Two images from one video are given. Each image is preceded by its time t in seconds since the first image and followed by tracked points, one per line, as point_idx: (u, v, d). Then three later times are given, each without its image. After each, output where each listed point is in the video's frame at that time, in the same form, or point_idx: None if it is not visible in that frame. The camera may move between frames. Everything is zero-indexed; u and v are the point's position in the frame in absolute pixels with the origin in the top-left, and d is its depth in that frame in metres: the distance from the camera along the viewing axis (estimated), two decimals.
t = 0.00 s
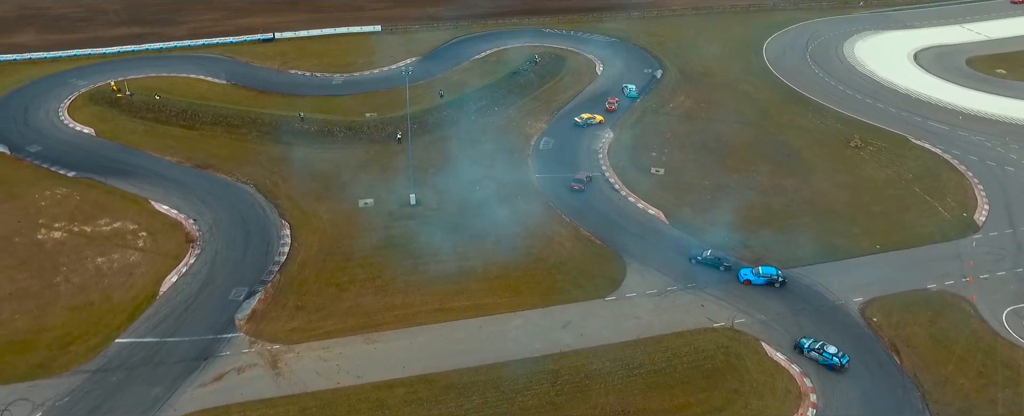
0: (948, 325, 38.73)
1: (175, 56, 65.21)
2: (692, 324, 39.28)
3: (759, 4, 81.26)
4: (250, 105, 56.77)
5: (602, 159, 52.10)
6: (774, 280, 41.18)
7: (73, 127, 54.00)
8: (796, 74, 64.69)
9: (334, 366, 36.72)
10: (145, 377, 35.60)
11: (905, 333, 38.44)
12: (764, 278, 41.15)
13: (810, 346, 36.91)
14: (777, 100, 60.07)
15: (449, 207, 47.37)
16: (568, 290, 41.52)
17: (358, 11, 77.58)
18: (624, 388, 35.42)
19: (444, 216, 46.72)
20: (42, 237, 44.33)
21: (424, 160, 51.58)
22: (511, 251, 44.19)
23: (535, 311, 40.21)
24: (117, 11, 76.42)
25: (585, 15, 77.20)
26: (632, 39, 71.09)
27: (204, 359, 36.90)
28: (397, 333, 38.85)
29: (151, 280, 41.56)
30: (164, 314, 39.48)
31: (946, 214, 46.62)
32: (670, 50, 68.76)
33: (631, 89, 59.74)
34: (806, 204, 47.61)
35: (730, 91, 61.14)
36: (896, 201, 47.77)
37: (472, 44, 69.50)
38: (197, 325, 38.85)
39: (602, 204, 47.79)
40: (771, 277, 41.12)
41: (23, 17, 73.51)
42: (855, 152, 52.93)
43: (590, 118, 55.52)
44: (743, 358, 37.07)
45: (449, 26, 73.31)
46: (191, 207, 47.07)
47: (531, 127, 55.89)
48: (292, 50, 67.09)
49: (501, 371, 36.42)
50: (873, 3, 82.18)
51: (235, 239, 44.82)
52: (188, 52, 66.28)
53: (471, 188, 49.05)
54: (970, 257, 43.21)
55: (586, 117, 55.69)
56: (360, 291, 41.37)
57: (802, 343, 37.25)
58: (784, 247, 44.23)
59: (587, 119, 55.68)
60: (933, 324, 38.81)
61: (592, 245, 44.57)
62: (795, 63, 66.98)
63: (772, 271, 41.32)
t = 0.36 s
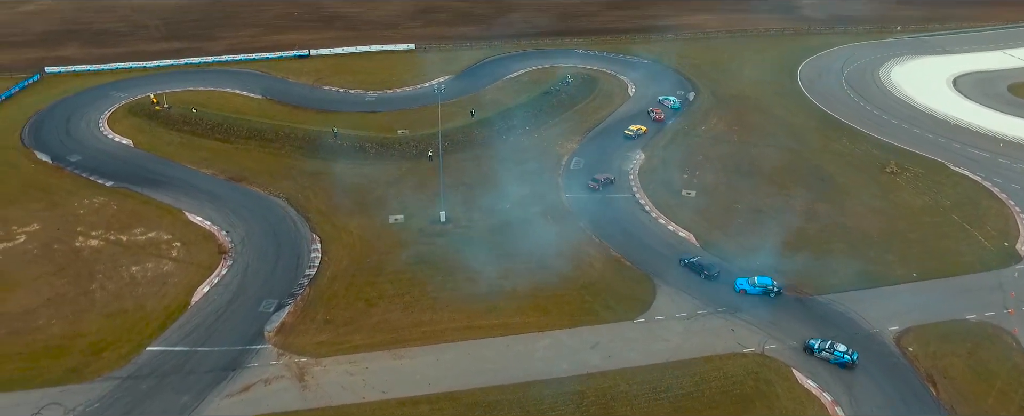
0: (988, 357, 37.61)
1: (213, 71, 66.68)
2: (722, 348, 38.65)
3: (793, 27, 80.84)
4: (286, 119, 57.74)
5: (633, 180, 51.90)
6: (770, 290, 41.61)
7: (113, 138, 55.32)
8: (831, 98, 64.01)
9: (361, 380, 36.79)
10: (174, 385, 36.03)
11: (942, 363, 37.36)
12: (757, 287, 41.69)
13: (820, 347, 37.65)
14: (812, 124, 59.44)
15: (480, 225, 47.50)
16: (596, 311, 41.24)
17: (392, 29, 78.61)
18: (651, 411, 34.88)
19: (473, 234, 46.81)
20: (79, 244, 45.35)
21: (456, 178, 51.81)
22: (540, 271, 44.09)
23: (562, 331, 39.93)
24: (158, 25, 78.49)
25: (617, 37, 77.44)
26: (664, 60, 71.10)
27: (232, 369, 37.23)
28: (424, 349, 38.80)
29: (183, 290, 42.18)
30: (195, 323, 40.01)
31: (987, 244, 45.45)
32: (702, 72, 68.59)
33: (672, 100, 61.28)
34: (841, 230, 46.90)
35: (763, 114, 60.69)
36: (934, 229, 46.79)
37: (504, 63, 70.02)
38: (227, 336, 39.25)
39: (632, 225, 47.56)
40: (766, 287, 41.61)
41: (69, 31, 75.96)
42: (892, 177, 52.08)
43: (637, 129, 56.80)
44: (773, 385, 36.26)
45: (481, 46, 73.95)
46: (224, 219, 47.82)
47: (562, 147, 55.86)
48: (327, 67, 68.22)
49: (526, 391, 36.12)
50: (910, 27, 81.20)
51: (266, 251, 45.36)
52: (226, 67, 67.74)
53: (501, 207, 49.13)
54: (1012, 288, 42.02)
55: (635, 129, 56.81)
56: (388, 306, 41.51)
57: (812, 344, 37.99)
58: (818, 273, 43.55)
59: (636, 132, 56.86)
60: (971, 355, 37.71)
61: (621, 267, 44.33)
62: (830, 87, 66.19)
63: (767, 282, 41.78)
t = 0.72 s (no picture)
0: None
1: (247, 89, 67.97)
2: (749, 376, 37.91)
3: (826, 53, 80.24)
4: (317, 138, 58.54)
5: (662, 204, 51.60)
6: (758, 303, 42.08)
7: (148, 154, 56.48)
8: (864, 125, 63.25)
9: (384, 399, 36.66)
10: (200, 398, 36.29)
11: (979, 398, 36.12)
12: (744, 297, 42.42)
13: (819, 352, 38.29)
14: (844, 150, 58.71)
15: (507, 247, 47.49)
16: (623, 336, 40.79)
17: (423, 51, 79.57)
18: None
19: (501, 256, 46.79)
20: (112, 256, 46.16)
21: (484, 198, 51.94)
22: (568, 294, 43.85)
23: (588, 355, 39.54)
24: (195, 44, 80.36)
25: (647, 61, 77.51)
26: (694, 85, 70.97)
27: (257, 384, 37.43)
28: (448, 370, 38.62)
29: (212, 305, 42.61)
30: (223, 338, 40.36)
31: None
32: (733, 97, 68.29)
33: (705, 115, 62.61)
34: (874, 260, 46.05)
35: (795, 140, 60.13)
36: (972, 261, 45.62)
37: (534, 85, 70.41)
38: (254, 351, 39.49)
39: (661, 250, 47.24)
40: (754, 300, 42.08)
41: (110, 48, 78.16)
42: (927, 206, 51.14)
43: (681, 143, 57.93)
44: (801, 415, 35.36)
45: (512, 68, 74.51)
46: (254, 234, 48.39)
47: (591, 170, 55.74)
48: (359, 87, 69.19)
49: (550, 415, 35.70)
50: (946, 55, 80.10)
51: (295, 268, 45.75)
52: (259, 85, 69.02)
53: (529, 229, 49.10)
54: None
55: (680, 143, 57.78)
56: (414, 326, 41.50)
57: (812, 349, 38.61)
58: (851, 303, 42.74)
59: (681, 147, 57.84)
60: (1011, 392, 36.37)
61: (649, 292, 43.92)
62: (864, 114, 65.39)
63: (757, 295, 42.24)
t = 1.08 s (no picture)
0: None
1: (278, 109, 69.07)
2: (779, 407, 36.86)
3: (860, 81, 79.35)
4: (346, 159, 59.04)
5: (690, 230, 51.21)
6: (742, 314, 42.63)
7: (180, 171, 57.48)
8: (898, 153, 62.35)
9: None
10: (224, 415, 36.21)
11: None
12: (729, 303, 43.37)
13: (810, 359, 39.10)
14: (877, 179, 57.86)
15: (533, 271, 47.22)
16: (650, 363, 40.04)
17: (453, 74, 80.24)
18: None
19: (527, 279, 46.54)
20: (143, 272, 46.76)
21: (512, 221, 51.97)
22: (594, 320, 43.37)
23: (614, 382, 38.79)
24: (229, 63, 81.92)
25: (677, 87, 77.34)
26: (724, 112, 70.62)
27: (282, 402, 37.30)
28: (472, 393, 38.08)
29: (238, 322, 42.83)
30: (248, 355, 40.39)
31: None
32: (764, 124, 67.79)
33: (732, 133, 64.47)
34: (908, 291, 45.00)
35: (826, 168, 59.40)
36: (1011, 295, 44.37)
37: (563, 110, 70.56)
38: (278, 370, 39.43)
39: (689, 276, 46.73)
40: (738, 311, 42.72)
41: (148, 66, 80.02)
42: (962, 237, 50.14)
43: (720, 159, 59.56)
44: None
45: (541, 92, 74.90)
46: (282, 253, 48.71)
47: (619, 195, 55.52)
48: (389, 108, 70.00)
49: None
50: (983, 84, 78.80)
51: (322, 287, 45.91)
52: (291, 105, 70.14)
53: (557, 253, 48.93)
54: None
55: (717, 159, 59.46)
56: (438, 348, 41.14)
57: (803, 357, 39.37)
58: (884, 334, 41.63)
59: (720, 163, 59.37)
60: None
61: (676, 319, 43.24)
62: (897, 143, 64.47)
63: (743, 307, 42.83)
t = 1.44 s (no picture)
0: None
1: (306, 128, 70.04)
2: None
3: (890, 106, 78.41)
4: (372, 178, 59.50)
5: (716, 254, 50.75)
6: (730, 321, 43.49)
7: (208, 187, 58.35)
8: (928, 179, 61.44)
9: None
10: None
11: None
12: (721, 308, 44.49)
13: (796, 363, 39.98)
14: (907, 206, 56.99)
15: (557, 294, 46.95)
16: (674, 389, 39.21)
17: (478, 95, 80.77)
18: None
19: (550, 302, 46.29)
20: (169, 287, 47.28)
21: (537, 243, 51.89)
22: (617, 343, 42.83)
23: (638, 407, 37.98)
24: (259, 82, 83.29)
25: (703, 111, 77.16)
26: (751, 135, 70.29)
27: None
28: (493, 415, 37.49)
29: (262, 338, 42.96)
30: (271, 372, 40.38)
31: None
32: (791, 149, 67.23)
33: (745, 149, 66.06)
34: (940, 320, 43.91)
35: (855, 194, 58.62)
36: None
37: (589, 132, 70.58)
38: (301, 387, 39.33)
39: (714, 301, 46.17)
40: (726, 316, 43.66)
41: (180, 85, 81.66)
42: (995, 266, 49.04)
43: (748, 172, 61.13)
44: None
45: (568, 114, 75.20)
46: (307, 271, 48.98)
47: (644, 218, 55.22)
48: (416, 129, 70.65)
49: None
50: (1017, 110, 77.52)
51: (345, 305, 46.00)
52: (319, 124, 71.15)
53: (581, 275, 48.73)
54: None
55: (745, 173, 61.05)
56: (460, 369, 40.77)
57: (790, 361, 40.23)
58: (915, 362, 40.50)
59: (749, 176, 60.98)
60: None
61: (700, 345, 42.51)
62: (927, 169, 63.52)
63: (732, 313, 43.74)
